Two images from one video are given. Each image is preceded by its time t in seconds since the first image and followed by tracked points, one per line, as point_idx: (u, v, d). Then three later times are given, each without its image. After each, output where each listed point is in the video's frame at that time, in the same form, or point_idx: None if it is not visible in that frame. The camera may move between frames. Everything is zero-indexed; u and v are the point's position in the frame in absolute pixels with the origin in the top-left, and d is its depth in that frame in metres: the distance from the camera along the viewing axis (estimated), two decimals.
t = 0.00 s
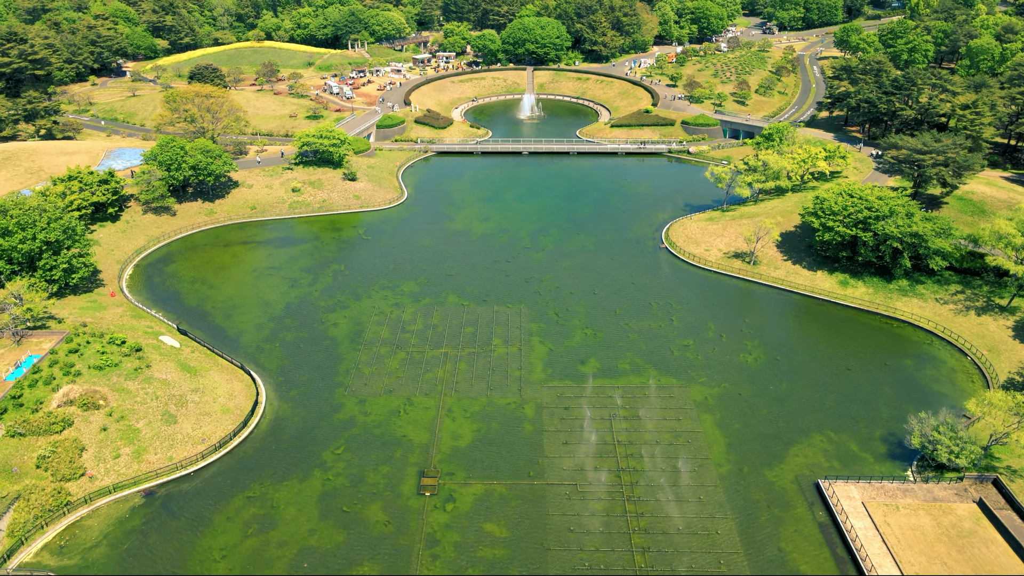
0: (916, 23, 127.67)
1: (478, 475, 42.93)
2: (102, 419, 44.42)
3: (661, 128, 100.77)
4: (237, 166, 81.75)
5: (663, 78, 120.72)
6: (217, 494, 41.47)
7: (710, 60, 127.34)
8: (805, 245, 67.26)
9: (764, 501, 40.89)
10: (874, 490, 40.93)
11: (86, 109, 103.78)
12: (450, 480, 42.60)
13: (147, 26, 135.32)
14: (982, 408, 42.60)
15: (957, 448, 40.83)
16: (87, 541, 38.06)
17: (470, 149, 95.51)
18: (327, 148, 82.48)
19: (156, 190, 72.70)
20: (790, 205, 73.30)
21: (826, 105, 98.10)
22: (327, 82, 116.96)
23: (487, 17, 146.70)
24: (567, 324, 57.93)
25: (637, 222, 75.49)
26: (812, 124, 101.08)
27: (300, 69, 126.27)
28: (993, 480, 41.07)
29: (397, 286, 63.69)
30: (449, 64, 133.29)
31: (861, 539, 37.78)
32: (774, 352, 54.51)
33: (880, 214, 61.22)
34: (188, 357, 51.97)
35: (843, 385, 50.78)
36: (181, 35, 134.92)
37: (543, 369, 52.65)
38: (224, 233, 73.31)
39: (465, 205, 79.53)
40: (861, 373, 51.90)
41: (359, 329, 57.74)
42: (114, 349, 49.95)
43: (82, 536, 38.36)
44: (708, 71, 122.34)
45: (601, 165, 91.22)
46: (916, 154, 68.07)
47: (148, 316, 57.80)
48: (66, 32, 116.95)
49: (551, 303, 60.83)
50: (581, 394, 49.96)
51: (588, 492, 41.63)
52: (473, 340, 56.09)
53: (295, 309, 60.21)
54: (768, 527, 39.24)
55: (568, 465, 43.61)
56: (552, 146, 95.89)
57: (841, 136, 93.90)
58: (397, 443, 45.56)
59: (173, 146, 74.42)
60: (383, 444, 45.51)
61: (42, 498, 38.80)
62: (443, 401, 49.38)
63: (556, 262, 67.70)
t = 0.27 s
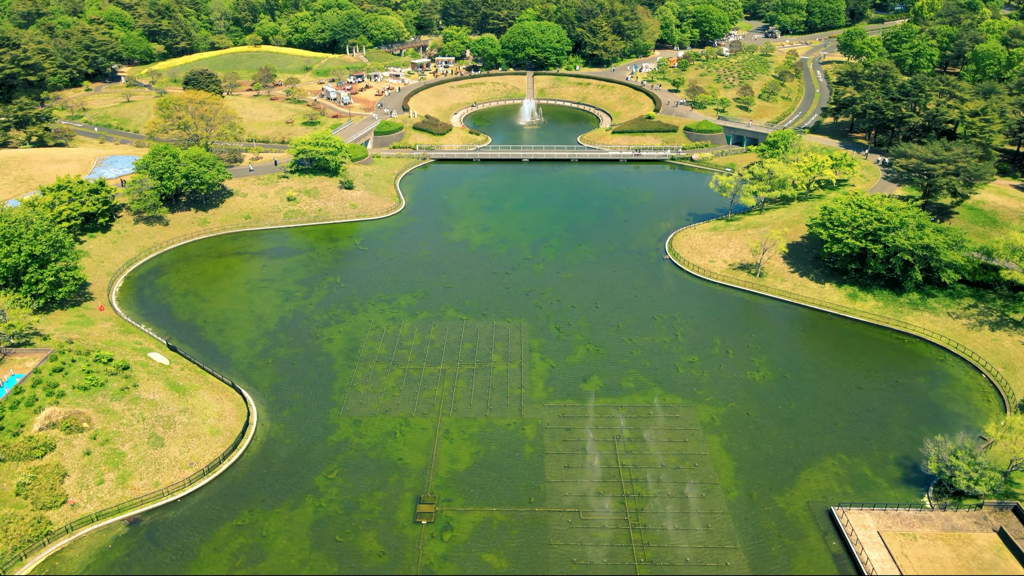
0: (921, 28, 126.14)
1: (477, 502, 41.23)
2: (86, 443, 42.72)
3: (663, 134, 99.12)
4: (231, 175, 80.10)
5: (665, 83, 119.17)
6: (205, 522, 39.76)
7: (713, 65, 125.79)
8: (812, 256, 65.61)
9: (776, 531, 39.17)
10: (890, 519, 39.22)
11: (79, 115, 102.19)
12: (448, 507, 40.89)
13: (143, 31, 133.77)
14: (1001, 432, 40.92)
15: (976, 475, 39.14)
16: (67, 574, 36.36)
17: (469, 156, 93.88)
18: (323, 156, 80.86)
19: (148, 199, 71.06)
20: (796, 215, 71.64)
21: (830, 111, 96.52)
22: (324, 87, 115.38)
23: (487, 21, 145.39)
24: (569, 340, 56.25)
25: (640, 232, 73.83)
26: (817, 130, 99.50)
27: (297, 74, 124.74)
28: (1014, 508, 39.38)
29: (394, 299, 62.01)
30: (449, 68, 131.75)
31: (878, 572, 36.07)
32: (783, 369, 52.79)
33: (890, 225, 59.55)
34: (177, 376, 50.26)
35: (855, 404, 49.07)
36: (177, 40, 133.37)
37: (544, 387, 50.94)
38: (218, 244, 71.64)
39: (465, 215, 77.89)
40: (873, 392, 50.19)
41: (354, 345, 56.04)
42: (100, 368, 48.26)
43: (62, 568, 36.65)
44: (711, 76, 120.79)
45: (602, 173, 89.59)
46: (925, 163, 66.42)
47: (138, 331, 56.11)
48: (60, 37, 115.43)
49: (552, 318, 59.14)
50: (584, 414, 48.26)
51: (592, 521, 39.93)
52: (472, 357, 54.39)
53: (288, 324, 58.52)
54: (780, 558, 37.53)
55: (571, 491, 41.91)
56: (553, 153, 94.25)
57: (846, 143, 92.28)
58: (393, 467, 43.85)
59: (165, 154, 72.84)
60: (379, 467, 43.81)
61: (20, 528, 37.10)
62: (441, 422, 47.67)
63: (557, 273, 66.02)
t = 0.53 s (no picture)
0: (926, 32, 124.61)
1: (476, 531, 39.51)
2: (68, 469, 41.04)
3: (666, 141, 97.55)
4: (225, 184, 78.47)
5: (667, 89, 117.65)
6: (191, 554, 38.04)
7: (715, 70, 124.29)
8: (820, 269, 63.94)
9: (788, 563, 37.44)
10: (908, 551, 37.49)
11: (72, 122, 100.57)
12: (445, 537, 39.16)
13: (138, 36, 132.22)
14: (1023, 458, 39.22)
15: (998, 504, 37.41)
16: None
17: (468, 164, 92.26)
18: (319, 164, 79.27)
19: (139, 210, 69.44)
20: (803, 226, 70.02)
21: (836, 118, 94.93)
22: (321, 93, 113.80)
23: (487, 25, 143.95)
24: (570, 357, 54.57)
25: (643, 242, 72.16)
26: (822, 137, 97.89)
27: (294, 79, 123.19)
28: None
29: (391, 314, 60.33)
30: (448, 73, 130.20)
31: None
32: (792, 387, 51.08)
33: (901, 238, 57.88)
34: (165, 396, 48.56)
35: (867, 425, 47.37)
36: (173, 45, 131.85)
37: (545, 408, 49.23)
38: (210, 255, 69.97)
39: (464, 225, 76.23)
40: (886, 412, 48.49)
41: (349, 362, 54.33)
42: (84, 389, 46.57)
43: None
44: (713, 81, 119.26)
45: (604, 181, 87.99)
46: (936, 173, 64.80)
47: (126, 347, 54.42)
48: (54, 42, 113.85)
49: (553, 333, 57.44)
50: (587, 436, 46.55)
51: (596, 552, 38.21)
52: (471, 375, 52.69)
53: (282, 340, 56.81)
54: None
55: (574, 519, 40.19)
56: (554, 161, 92.65)
57: (852, 150, 90.69)
58: (389, 493, 42.13)
59: (157, 164, 71.26)
60: (373, 494, 42.09)
61: None
62: (439, 444, 45.94)
63: (558, 286, 64.33)
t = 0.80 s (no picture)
0: (931, 37, 123.05)
1: (475, 564, 37.77)
2: (48, 498, 39.32)
3: (668, 149, 95.90)
4: (219, 194, 76.81)
5: (669, 95, 116.15)
6: None
7: (717, 76, 122.79)
8: (828, 282, 62.22)
9: None
10: None
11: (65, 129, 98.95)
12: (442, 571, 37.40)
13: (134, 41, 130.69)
14: None
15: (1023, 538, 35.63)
16: None
17: (467, 172, 90.58)
18: (314, 174, 77.62)
19: (130, 221, 67.81)
20: (810, 237, 68.39)
21: (841, 125, 93.32)
22: (318, 100, 112.24)
23: (486, 31, 142.48)
24: (572, 375, 52.87)
25: (646, 254, 70.49)
26: (827, 144, 96.27)
27: (291, 85, 121.64)
28: None
29: (388, 329, 58.63)
30: (447, 79, 128.69)
31: None
32: (802, 407, 49.33)
33: (913, 251, 56.15)
34: (152, 418, 46.83)
35: (881, 448, 45.60)
36: (169, 50, 130.32)
37: (547, 430, 47.48)
38: (203, 268, 68.28)
39: (462, 235, 74.58)
40: (900, 434, 46.72)
41: (344, 380, 52.60)
42: (67, 412, 44.83)
43: None
44: (716, 87, 117.73)
45: (605, 190, 86.37)
46: (947, 184, 63.05)
47: (113, 366, 52.73)
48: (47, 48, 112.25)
49: (554, 350, 55.76)
50: (590, 460, 44.80)
51: None
52: (469, 394, 50.99)
53: (274, 357, 55.09)
54: None
55: (577, 551, 38.43)
56: (554, 169, 91.03)
57: (857, 158, 89.09)
58: (384, 522, 40.38)
59: (149, 174, 69.69)
60: (367, 523, 40.33)
61: None
62: (435, 470, 44.19)
63: (559, 300, 62.64)
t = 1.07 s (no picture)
0: (936, 43, 121.44)
1: None
2: (24, 529, 37.58)
3: (670, 156, 94.25)
4: (212, 204, 75.17)
5: (671, 101, 114.59)
6: None
7: (720, 82, 121.20)
8: (837, 296, 60.50)
9: None
10: None
11: (57, 137, 97.33)
12: None
13: (128, 46, 129.15)
14: None
15: None
16: None
17: (466, 181, 88.91)
18: (309, 184, 75.96)
19: (119, 232, 66.15)
20: (816, 249, 66.71)
21: (846, 132, 91.63)
22: (315, 106, 110.64)
23: (485, 35, 140.94)
24: (573, 395, 51.09)
25: (648, 266, 68.78)
26: (832, 151, 94.61)
27: (287, 91, 120.06)
28: None
29: (383, 345, 56.87)
30: (446, 85, 127.13)
31: None
32: (811, 429, 47.53)
33: (925, 266, 54.36)
34: (137, 441, 45.07)
35: (895, 473, 43.80)
36: (165, 55, 128.71)
37: (547, 454, 45.66)
38: (194, 280, 66.56)
39: (460, 247, 72.86)
40: (915, 458, 44.93)
41: (337, 400, 50.80)
42: (47, 436, 43.10)
43: None
44: (718, 93, 116.17)
45: (606, 199, 84.71)
46: (959, 196, 61.22)
47: (98, 385, 50.97)
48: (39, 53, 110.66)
49: (554, 368, 53.97)
50: (592, 487, 42.99)
51: None
52: (467, 415, 49.19)
53: (265, 375, 53.32)
54: None
55: None
56: (554, 178, 89.37)
57: (863, 166, 87.41)
58: (376, 553, 38.59)
59: (139, 184, 68.01)
60: (359, 555, 38.53)
61: None
62: (431, 496, 42.39)
63: (559, 315, 60.89)
